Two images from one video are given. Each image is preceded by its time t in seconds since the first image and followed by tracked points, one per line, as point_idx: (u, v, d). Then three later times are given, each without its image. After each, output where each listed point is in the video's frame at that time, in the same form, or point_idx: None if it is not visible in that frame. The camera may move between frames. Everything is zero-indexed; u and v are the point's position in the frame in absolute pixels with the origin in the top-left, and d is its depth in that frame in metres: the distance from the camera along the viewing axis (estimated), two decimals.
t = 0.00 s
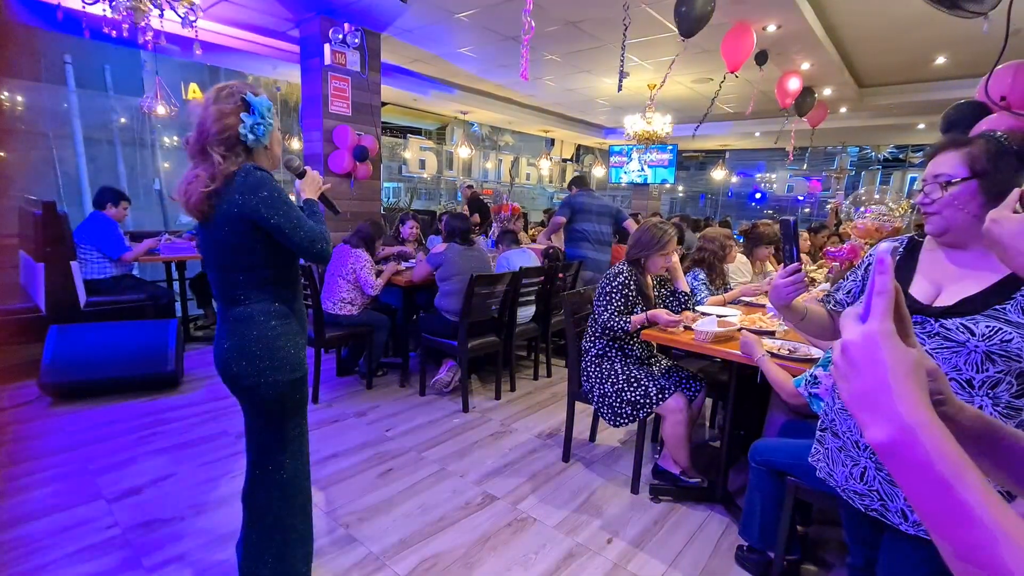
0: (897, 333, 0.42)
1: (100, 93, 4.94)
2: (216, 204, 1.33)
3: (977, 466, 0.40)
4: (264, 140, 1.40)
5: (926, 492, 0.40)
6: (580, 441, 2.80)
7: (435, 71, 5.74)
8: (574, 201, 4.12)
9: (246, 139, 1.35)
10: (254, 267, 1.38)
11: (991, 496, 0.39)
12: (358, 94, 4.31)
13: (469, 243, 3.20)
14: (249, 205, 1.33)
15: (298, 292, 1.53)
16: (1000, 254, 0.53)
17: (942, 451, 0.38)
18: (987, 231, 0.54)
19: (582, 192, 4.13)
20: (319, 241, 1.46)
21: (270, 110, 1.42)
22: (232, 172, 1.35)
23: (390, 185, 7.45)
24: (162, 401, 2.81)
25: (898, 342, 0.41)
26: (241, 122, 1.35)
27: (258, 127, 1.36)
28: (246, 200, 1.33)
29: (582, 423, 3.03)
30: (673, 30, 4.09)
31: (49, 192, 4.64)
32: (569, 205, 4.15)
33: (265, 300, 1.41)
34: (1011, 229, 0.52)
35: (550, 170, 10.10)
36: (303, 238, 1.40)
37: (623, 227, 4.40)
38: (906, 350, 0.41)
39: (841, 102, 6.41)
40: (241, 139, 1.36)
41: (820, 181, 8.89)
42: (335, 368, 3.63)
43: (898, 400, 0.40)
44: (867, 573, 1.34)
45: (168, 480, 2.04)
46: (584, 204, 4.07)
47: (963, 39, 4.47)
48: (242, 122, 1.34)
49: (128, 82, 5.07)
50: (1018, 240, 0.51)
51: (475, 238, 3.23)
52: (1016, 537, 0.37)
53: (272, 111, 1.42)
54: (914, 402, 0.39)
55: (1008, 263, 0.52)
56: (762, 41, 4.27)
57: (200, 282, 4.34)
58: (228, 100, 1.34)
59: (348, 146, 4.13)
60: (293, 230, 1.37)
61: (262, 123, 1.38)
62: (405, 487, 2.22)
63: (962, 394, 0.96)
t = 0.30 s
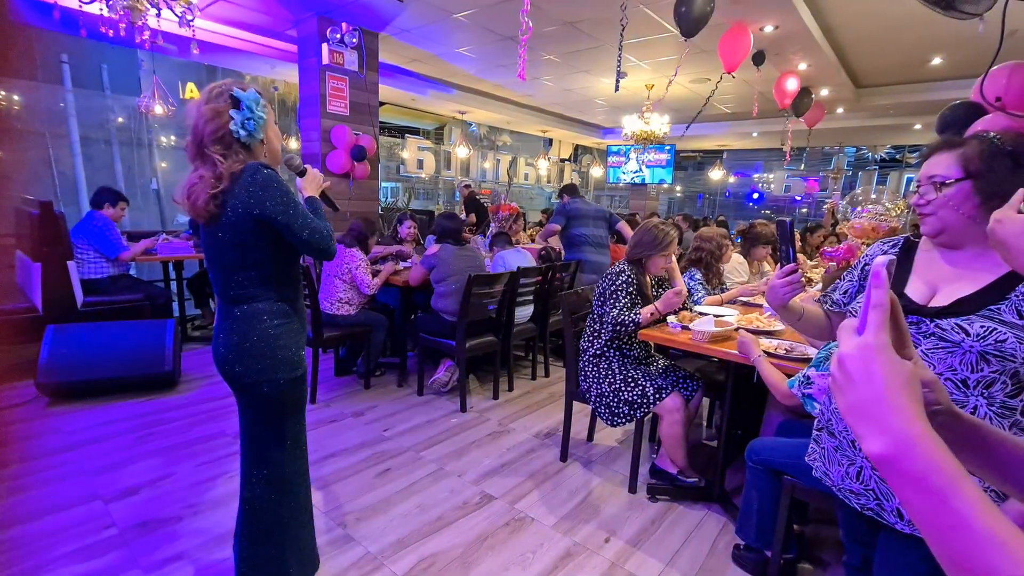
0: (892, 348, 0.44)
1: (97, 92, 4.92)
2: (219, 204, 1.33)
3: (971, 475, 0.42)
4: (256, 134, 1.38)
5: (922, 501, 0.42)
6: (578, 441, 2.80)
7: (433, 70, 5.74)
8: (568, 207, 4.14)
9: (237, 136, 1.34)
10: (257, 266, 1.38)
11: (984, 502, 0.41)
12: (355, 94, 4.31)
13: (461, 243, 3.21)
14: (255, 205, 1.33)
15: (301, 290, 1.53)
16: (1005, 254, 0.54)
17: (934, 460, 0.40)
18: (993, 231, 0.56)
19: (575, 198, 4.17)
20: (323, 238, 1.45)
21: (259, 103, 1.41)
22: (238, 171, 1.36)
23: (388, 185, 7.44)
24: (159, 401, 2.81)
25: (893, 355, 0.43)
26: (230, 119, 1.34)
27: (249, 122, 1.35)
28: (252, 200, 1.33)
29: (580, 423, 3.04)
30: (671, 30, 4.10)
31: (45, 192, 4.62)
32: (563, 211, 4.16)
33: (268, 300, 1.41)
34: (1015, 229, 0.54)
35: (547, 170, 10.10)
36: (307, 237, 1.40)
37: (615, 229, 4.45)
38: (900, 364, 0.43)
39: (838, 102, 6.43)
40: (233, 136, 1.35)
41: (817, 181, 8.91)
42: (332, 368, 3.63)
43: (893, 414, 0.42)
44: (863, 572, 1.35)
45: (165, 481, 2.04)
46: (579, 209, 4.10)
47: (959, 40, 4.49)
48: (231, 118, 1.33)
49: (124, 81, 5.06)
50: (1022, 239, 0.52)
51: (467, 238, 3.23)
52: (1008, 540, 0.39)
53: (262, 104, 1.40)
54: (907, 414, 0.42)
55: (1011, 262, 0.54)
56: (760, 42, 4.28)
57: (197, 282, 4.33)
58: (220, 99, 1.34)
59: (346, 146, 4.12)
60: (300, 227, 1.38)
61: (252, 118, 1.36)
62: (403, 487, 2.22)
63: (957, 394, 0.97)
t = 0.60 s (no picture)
0: (891, 356, 0.45)
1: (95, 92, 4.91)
2: (218, 206, 1.33)
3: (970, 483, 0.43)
4: (249, 134, 1.36)
5: (921, 507, 0.43)
6: (577, 440, 2.80)
7: (431, 70, 5.73)
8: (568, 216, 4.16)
9: (228, 138, 1.33)
10: (257, 266, 1.37)
11: (980, 507, 0.42)
12: (354, 94, 4.30)
13: (458, 243, 3.21)
14: (254, 206, 1.33)
15: (302, 290, 1.53)
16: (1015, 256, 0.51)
17: (931, 468, 0.41)
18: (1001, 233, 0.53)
19: (576, 207, 4.20)
20: (322, 238, 1.44)
21: (254, 103, 1.38)
22: (236, 173, 1.35)
23: (387, 185, 7.44)
24: (158, 401, 2.80)
25: (892, 364, 0.44)
26: (221, 121, 1.33)
27: (240, 124, 1.33)
28: (251, 200, 1.33)
29: (579, 422, 3.04)
30: (669, 30, 4.11)
31: (43, 191, 4.61)
32: (563, 220, 4.18)
33: (268, 300, 1.41)
34: None
35: (546, 170, 10.10)
36: (306, 238, 1.39)
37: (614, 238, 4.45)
38: (899, 372, 0.44)
39: (836, 102, 6.44)
40: (225, 137, 1.34)
41: (815, 181, 8.93)
42: (331, 368, 3.62)
43: (891, 423, 0.43)
44: (861, 570, 1.35)
45: (164, 481, 2.04)
46: (579, 218, 4.12)
47: (957, 40, 4.50)
48: (223, 121, 1.32)
49: (122, 81, 5.04)
50: None
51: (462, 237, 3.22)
52: (1002, 544, 0.40)
53: (255, 105, 1.37)
54: (904, 423, 0.43)
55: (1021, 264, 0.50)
56: (758, 42, 4.29)
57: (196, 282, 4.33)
58: (215, 101, 1.34)
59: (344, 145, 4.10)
60: (299, 226, 1.37)
61: (244, 119, 1.34)
62: (402, 487, 2.22)
63: (954, 393, 0.97)
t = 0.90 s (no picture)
0: (889, 359, 0.45)
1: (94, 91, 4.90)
2: (217, 206, 1.33)
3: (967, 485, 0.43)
4: (247, 134, 1.36)
5: (918, 510, 0.43)
6: (576, 439, 2.81)
7: (431, 70, 5.73)
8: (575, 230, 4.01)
9: (226, 137, 1.33)
10: (258, 266, 1.37)
11: (977, 507, 0.42)
12: (354, 93, 4.30)
13: (458, 243, 3.21)
14: (254, 206, 1.33)
15: (302, 289, 1.53)
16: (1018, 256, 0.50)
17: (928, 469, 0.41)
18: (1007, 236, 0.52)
19: (584, 221, 4.06)
20: (323, 237, 1.44)
21: (252, 101, 1.38)
22: (235, 173, 1.35)
23: (386, 184, 7.44)
24: (158, 401, 2.80)
25: (889, 367, 0.45)
26: (219, 120, 1.33)
27: (238, 123, 1.33)
28: (252, 200, 1.33)
29: (579, 421, 3.04)
30: (669, 29, 4.11)
31: (42, 191, 4.61)
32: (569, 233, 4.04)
33: (269, 299, 1.41)
34: None
35: (546, 169, 10.10)
36: (306, 238, 1.39)
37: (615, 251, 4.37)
38: (896, 374, 0.44)
39: (836, 101, 6.44)
40: (223, 136, 1.34)
41: (815, 180, 8.93)
42: (331, 367, 3.62)
43: (890, 425, 0.43)
44: (860, 569, 1.35)
45: (164, 480, 2.04)
46: (586, 233, 3.96)
47: (956, 39, 4.50)
48: (220, 120, 1.32)
49: (122, 80, 5.04)
50: None
51: (462, 236, 3.22)
52: (998, 545, 0.40)
53: (253, 104, 1.36)
54: (902, 425, 0.43)
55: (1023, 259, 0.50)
56: (758, 41, 4.29)
57: (195, 281, 4.33)
58: (213, 100, 1.34)
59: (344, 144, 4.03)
60: (300, 226, 1.37)
61: (242, 119, 1.34)
62: (402, 486, 2.22)
63: (953, 391, 0.97)
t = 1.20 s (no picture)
0: (891, 356, 0.45)
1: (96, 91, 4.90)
2: (220, 204, 1.34)
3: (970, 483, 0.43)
4: (246, 128, 1.36)
5: (921, 507, 0.43)
6: (578, 438, 2.80)
7: (432, 69, 5.72)
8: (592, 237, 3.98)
9: (226, 131, 1.33)
10: (259, 265, 1.38)
11: (981, 505, 0.42)
12: (355, 92, 4.30)
13: (458, 242, 3.21)
14: (257, 205, 1.33)
15: (303, 288, 1.53)
16: None
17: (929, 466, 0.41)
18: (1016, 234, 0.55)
19: (602, 226, 4.03)
20: (326, 236, 1.44)
21: (252, 96, 1.38)
22: (236, 170, 1.36)
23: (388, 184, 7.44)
24: (159, 400, 2.80)
25: (892, 363, 0.45)
26: (219, 114, 1.33)
27: (237, 118, 1.33)
28: (255, 200, 1.33)
29: (580, 420, 3.04)
30: (671, 28, 4.09)
31: (45, 190, 4.62)
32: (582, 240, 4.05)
33: (270, 297, 1.41)
34: None
35: (547, 168, 10.09)
36: (308, 238, 1.40)
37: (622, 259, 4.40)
38: (899, 371, 0.44)
39: (838, 100, 6.42)
40: (222, 131, 1.34)
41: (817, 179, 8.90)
42: (333, 366, 3.63)
43: (891, 422, 0.43)
44: (861, 568, 1.35)
45: (166, 479, 2.04)
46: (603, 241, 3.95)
47: (960, 37, 4.48)
48: (220, 114, 1.33)
49: (124, 80, 5.04)
50: None
51: (463, 235, 3.22)
52: (999, 542, 0.40)
53: (253, 99, 1.36)
54: (904, 421, 0.43)
55: None
56: (760, 39, 4.28)
57: (197, 281, 4.34)
58: (214, 95, 1.35)
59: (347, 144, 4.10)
60: (302, 226, 1.37)
61: (241, 113, 1.34)
62: (403, 485, 2.22)
63: (955, 389, 0.96)
